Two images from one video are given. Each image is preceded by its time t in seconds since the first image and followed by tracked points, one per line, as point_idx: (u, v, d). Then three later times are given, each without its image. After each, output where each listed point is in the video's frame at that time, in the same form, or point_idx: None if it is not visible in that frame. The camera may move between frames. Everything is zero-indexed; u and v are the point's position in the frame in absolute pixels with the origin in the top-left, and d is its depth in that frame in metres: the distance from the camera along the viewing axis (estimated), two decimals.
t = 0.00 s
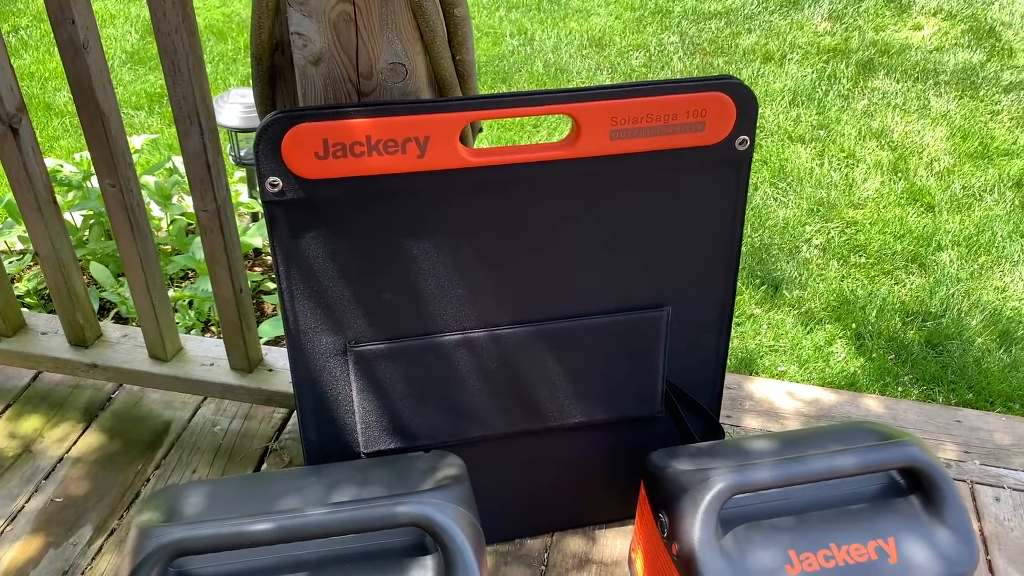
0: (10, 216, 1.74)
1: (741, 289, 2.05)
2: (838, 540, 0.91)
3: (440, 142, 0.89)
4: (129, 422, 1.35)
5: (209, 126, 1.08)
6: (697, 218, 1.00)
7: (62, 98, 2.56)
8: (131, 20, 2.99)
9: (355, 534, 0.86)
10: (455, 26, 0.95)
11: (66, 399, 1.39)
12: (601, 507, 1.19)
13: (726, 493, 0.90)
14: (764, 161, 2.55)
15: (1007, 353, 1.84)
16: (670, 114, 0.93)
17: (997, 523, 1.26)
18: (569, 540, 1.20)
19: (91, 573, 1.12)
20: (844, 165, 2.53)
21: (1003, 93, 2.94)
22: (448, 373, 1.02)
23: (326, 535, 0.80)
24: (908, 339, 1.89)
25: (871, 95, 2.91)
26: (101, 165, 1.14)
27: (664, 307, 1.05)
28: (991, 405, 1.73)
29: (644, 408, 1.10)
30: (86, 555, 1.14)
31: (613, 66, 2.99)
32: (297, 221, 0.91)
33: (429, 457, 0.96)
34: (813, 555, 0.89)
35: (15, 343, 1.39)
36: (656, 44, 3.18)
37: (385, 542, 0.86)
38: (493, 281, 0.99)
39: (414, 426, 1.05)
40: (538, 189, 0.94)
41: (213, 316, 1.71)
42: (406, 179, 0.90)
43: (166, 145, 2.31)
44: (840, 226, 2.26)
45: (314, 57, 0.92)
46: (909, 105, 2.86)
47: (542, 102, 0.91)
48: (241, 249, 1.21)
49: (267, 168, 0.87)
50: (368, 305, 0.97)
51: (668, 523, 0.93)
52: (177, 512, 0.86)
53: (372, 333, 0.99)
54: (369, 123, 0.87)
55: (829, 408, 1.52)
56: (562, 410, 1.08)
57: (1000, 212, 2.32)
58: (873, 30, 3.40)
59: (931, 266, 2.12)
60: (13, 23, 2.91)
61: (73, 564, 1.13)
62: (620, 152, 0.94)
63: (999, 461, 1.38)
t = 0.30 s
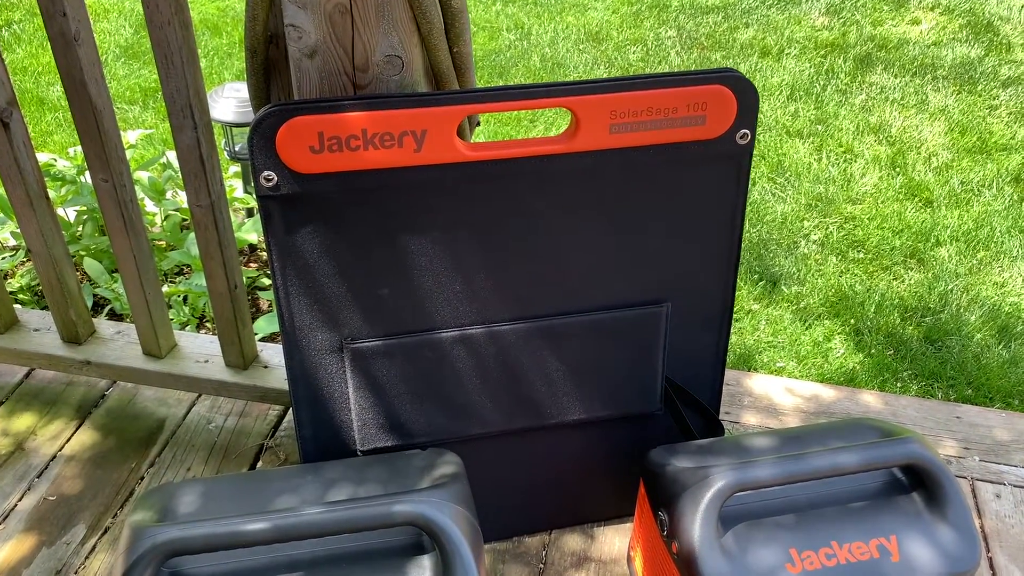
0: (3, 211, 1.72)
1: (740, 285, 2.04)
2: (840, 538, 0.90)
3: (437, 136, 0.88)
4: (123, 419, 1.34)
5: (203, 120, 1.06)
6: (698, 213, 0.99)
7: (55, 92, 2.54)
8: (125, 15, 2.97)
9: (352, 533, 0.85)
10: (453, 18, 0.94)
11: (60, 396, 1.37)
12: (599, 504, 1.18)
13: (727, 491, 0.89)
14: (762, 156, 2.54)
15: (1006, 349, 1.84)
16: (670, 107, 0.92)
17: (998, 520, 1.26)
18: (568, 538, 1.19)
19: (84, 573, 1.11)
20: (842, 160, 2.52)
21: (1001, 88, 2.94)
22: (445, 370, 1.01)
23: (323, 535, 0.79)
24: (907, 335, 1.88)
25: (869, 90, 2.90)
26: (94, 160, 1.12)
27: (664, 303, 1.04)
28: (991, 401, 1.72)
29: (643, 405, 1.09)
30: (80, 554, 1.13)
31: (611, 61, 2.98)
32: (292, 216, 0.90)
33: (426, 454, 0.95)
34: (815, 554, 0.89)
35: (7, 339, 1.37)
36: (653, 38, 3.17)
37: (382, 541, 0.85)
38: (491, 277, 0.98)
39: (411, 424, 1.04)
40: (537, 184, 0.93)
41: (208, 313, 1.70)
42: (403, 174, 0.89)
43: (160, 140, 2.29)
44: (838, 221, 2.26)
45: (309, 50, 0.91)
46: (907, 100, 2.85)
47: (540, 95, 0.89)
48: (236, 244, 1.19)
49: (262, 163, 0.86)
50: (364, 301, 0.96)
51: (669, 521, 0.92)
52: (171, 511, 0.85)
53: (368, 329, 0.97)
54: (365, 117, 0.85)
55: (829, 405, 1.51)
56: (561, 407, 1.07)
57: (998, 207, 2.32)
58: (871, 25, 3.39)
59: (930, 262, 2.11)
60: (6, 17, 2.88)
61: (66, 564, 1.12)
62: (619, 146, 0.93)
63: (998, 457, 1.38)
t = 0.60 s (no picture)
0: None
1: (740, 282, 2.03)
2: (842, 538, 0.89)
3: (436, 131, 0.87)
4: (119, 417, 1.33)
5: (198, 115, 1.05)
6: (699, 210, 0.98)
7: (52, 87, 2.52)
8: (122, 9, 2.95)
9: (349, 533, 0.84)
10: (451, 11, 0.93)
11: (55, 393, 1.36)
12: (599, 503, 1.17)
13: (728, 490, 0.88)
14: (762, 152, 2.53)
15: (1007, 347, 1.83)
16: (671, 102, 0.91)
17: (1000, 519, 1.25)
18: (567, 537, 1.18)
19: (79, 572, 1.10)
20: (843, 156, 2.51)
21: (1002, 85, 2.93)
22: (443, 368, 1.00)
23: (319, 535, 0.78)
24: (908, 333, 1.87)
25: (869, 86, 2.89)
26: (88, 155, 1.11)
27: (664, 301, 1.03)
28: (992, 399, 1.72)
29: (643, 404, 1.08)
30: (74, 553, 1.12)
31: (610, 57, 2.96)
32: (289, 212, 0.88)
33: (424, 453, 0.94)
34: (816, 554, 0.88)
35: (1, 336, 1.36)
36: (653, 34, 3.15)
37: (379, 541, 0.84)
38: (490, 274, 0.97)
39: (409, 422, 1.03)
40: (537, 179, 0.92)
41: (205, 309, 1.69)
42: (401, 169, 0.88)
43: (157, 136, 2.28)
44: (839, 218, 2.25)
45: (306, 43, 0.89)
46: (907, 96, 2.84)
47: (540, 90, 0.88)
48: (232, 240, 1.18)
49: (258, 158, 0.84)
50: (362, 298, 0.94)
51: (669, 521, 0.91)
52: (167, 510, 0.84)
53: (366, 327, 0.96)
54: (363, 111, 0.84)
55: (829, 403, 1.50)
56: (560, 405, 1.06)
57: (999, 204, 2.31)
58: (871, 21, 3.38)
59: (930, 259, 2.10)
60: (2, 11, 2.86)
61: (61, 563, 1.11)
62: (620, 142, 0.92)
63: (1000, 456, 1.37)
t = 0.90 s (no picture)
0: None
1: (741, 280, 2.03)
2: (844, 539, 0.89)
3: (437, 127, 0.86)
4: (117, 413, 1.32)
5: (197, 110, 1.04)
6: (702, 207, 0.97)
7: (51, 82, 2.51)
8: (121, 4, 2.93)
9: (347, 532, 0.84)
10: (453, 6, 0.92)
11: (52, 389, 1.36)
12: (599, 502, 1.16)
13: (730, 490, 0.88)
14: (764, 150, 2.52)
15: (1009, 346, 1.82)
16: (674, 99, 0.90)
17: (1003, 520, 1.24)
18: (567, 536, 1.17)
19: (76, 570, 1.09)
20: (844, 154, 2.50)
21: (1004, 83, 2.91)
22: (443, 366, 0.99)
23: (317, 535, 0.78)
24: (910, 332, 1.87)
25: (871, 84, 2.88)
26: (86, 150, 1.10)
27: (666, 299, 1.02)
28: (994, 399, 1.71)
29: (644, 403, 1.07)
30: (72, 551, 1.12)
31: (611, 53, 2.95)
32: (288, 209, 0.88)
33: (424, 452, 0.93)
34: (818, 555, 0.87)
35: None
36: (654, 31, 3.14)
37: (378, 540, 0.83)
38: (490, 272, 0.96)
39: (409, 420, 1.02)
40: (538, 176, 0.91)
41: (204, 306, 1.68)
42: (402, 166, 0.87)
43: (156, 131, 2.27)
44: (841, 216, 2.24)
45: (306, 38, 0.88)
46: (910, 94, 2.83)
47: (542, 86, 0.87)
48: (231, 237, 1.17)
49: (257, 153, 0.84)
50: (361, 295, 0.94)
51: (671, 521, 0.90)
52: (163, 509, 0.83)
53: (365, 324, 0.96)
54: (363, 107, 0.83)
55: (831, 401, 1.49)
56: (561, 404, 1.05)
57: (1002, 203, 2.30)
58: (873, 19, 3.36)
59: (932, 258, 2.10)
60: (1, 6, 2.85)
61: (58, 560, 1.10)
62: (623, 139, 0.91)
63: (1002, 456, 1.36)
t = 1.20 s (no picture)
0: None
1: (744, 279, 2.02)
2: (847, 539, 0.88)
3: (438, 123, 0.85)
4: (117, 410, 1.31)
5: (198, 104, 1.03)
6: (705, 205, 0.97)
7: (53, 78, 2.51)
8: None
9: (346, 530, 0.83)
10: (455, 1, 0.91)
11: (52, 385, 1.35)
12: (600, 501, 1.16)
13: (732, 490, 0.87)
14: (767, 149, 2.51)
15: (1013, 346, 1.82)
16: (678, 95, 0.89)
17: (1007, 521, 1.24)
18: (568, 535, 1.16)
19: (75, 567, 1.09)
20: (848, 153, 2.49)
21: (1009, 82, 2.90)
22: (444, 364, 0.99)
23: (317, 533, 0.77)
24: (913, 332, 1.86)
25: (875, 83, 2.87)
26: (86, 145, 1.09)
27: (669, 297, 1.02)
28: (997, 399, 1.70)
29: (646, 402, 1.06)
30: (70, 547, 1.11)
31: (615, 51, 2.94)
32: (288, 205, 0.87)
33: (424, 449, 0.93)
34: (821, 555, 0.87)
35: None
36: (658, 28, 3.13)
37: (377, 539, 0.82)
38: (491, 269, 0.95)
39: (409, 418, 1.01)
40: (540, 173, 0.91)
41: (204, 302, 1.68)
42: (403, 162, 0.87)
43: (158, 127, 2.27)
44: (844, 216, 2.23)
45: (307, 32, 0.88)
46: (914, 93, 2.81)
47: (545, 82, 0.87)
48: (232, 233, 1.16)
49: (257, 149, 0.83)
50: (362, 292, 0.93)
51: (672, 520, 0.90)
52: (162, 505, 0.82)
53: (365, 321, 0.95)
54: (364, 102, 0.83)
55: (833, 401, 1.49)
56: (562, 402, 1.04)
57: (1006, 203, 2.29)
58: (878, 17, 3.35)
59: (936, 257, 2.09)
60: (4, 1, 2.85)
61: (56, 557, 1.10)
62: (625, 136, 0.90)
63: (1006, 457, 1.36)
